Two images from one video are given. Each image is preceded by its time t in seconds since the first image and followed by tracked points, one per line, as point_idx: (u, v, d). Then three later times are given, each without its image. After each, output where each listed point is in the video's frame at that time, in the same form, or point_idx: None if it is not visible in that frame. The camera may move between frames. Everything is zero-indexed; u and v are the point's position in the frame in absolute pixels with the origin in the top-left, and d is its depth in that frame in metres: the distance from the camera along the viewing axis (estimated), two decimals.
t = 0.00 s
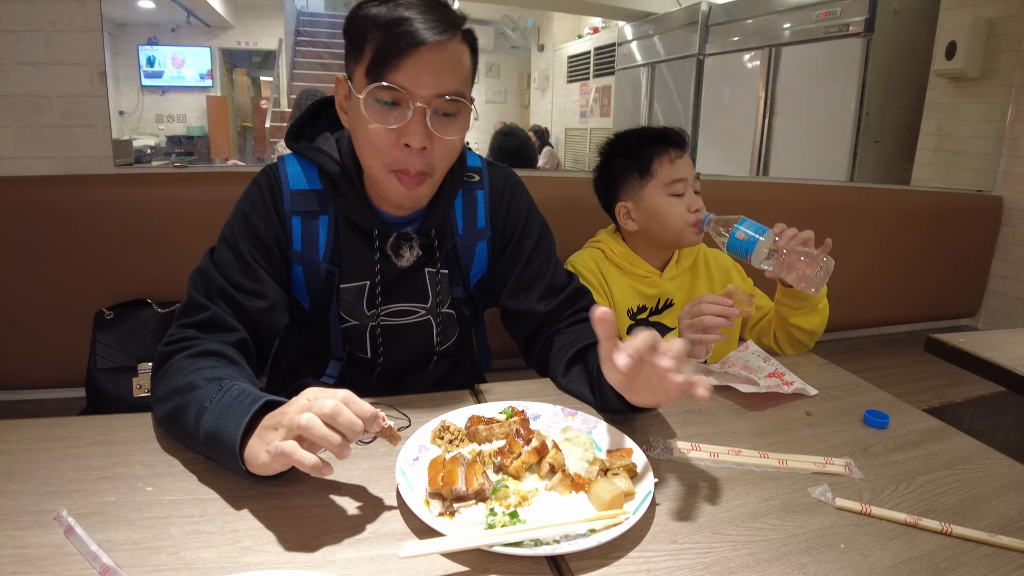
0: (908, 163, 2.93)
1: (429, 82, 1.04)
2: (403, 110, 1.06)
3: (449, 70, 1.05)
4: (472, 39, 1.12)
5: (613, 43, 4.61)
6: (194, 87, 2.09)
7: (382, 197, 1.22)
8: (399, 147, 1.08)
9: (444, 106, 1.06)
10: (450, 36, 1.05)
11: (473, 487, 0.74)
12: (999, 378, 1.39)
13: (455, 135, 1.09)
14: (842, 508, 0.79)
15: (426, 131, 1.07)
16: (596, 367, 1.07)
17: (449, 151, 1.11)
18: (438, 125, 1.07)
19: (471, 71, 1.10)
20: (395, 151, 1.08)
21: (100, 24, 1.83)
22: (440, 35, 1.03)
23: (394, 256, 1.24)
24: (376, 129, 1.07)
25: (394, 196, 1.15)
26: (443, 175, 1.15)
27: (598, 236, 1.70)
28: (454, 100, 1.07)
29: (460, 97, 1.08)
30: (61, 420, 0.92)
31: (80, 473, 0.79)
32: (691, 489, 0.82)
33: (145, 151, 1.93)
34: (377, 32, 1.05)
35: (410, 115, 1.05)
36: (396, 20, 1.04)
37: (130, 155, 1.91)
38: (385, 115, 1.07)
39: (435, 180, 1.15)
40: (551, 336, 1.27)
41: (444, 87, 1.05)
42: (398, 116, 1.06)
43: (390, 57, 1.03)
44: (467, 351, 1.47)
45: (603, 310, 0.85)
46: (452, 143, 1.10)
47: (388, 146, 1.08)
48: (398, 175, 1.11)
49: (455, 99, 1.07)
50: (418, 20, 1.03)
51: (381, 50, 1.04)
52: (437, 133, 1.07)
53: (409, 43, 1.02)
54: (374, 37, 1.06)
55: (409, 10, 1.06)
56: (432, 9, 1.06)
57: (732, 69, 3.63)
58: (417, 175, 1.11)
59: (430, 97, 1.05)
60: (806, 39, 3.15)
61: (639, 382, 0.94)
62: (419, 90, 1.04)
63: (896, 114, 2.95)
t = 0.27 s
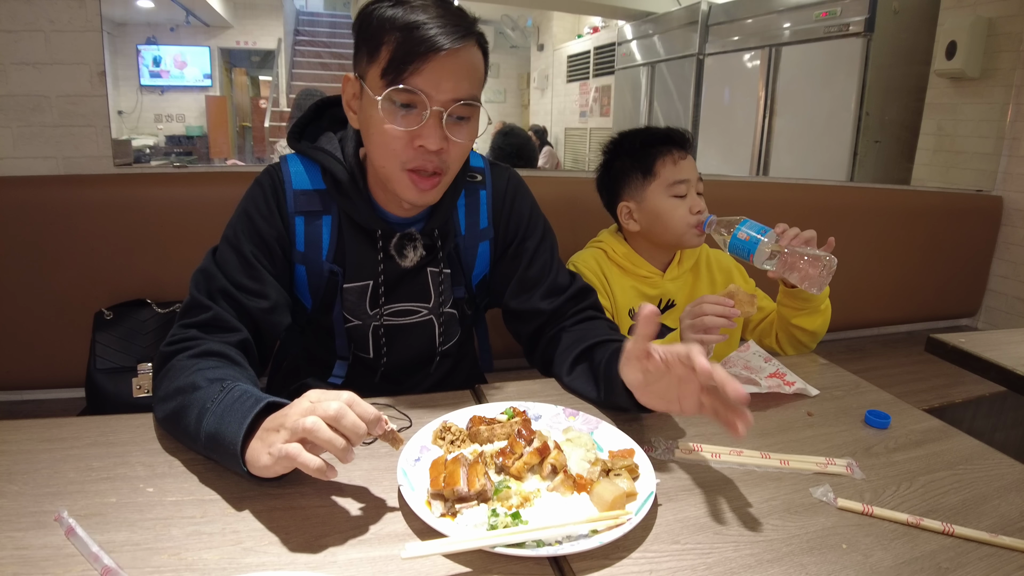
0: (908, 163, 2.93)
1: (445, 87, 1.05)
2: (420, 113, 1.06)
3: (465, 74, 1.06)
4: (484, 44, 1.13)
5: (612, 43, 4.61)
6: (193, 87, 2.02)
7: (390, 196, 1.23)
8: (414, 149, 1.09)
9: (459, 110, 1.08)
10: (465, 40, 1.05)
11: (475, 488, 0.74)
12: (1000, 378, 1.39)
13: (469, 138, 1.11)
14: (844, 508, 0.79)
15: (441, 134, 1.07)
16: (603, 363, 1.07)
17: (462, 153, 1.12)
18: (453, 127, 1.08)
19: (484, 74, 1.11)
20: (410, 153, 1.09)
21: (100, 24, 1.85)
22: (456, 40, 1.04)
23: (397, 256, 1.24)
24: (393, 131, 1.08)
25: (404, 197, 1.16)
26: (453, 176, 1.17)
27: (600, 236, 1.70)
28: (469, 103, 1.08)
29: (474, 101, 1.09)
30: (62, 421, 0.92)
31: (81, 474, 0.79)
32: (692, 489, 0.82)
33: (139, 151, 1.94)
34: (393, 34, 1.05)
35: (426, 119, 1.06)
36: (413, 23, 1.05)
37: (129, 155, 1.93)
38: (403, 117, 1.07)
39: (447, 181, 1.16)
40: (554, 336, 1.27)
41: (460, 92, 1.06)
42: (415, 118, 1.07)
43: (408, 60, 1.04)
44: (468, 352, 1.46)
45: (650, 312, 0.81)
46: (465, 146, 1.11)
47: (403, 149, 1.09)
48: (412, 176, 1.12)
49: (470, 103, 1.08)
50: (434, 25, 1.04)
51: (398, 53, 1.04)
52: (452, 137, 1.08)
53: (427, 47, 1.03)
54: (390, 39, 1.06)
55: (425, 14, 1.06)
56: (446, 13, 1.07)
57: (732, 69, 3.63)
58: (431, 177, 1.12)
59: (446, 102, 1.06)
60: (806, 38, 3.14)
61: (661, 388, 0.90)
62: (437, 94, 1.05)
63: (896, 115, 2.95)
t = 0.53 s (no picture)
0: (908, 163, 2.93)
1: (457, 83, 1.05)
2: (431, 110, 1.07)
3: (475, 73, 1.07)
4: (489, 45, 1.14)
5: (612, 43, 4.61)
6: (192, 86, 2.02)
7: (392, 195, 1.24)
8: (426, 147, 1.09)
9: (469, 108, 1.08)
10: (473, 40, 1.07)
11: (473, 487, 0.74)
12: (999, 378, 1.39)
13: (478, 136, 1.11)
14: (842, 508, 0.79)
15: (452, 131, 1.08)
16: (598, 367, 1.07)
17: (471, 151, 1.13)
18: (463, 125, 1.09)
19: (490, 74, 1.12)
20: (421, 150, 1.09)
21: (99, 24, 1.84)
22: (466, 39, 1.05)
23: (397, 255, 1.24)
24: (404, 129, 1.08)
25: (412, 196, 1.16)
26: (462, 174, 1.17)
27: (599, 236, 1.70)
28: (478, 101, 1.09)
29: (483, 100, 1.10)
30: (61, 421, 0.92)
31: (80, 474, 0.79)
32: (691, 489, 0.82)
33: (139, 151, 1.93)
34: (403, 33, 1.06)
35: (437, 116, 1.07)
36: (423, 22, 1.05)
37: (129, 155, 1.93)
38: (414, 115, 1.07)
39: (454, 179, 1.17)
40: (553, 335, 1.26)
41: (471, 90, 1.07)
42: (427, 116, 1.07)
43: (420, 58, 1.04)
44: (467, 352, 1.46)
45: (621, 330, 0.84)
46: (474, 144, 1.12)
47: (414, 147, 1.09)
48: (422, 175, 1.12)
49: (479, 101, 1.09)
50: (444, 25, 1.05)
51: (409, 51, 1.05)
52: (462, 133, 1.09)
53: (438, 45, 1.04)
54: (401, 38, 1.06)
55: (433, 14, 1.07)
56: (453, 13, 1.08)
57: (731, 69, 3.63)
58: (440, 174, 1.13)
59: (457, 99, 1.06)
60: (805, 38, 3.14)
61: (650, 395, 0.93)
62: (449, 91, 1.06)
63: (895, 114, 2.95)
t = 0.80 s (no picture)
0: (907, 163, 2.93)
1: (465, 85, 1.07)
2: (439, 111, 1.08)
3: (482, 75, 1.08)
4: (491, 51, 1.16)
5: (611, 43, 4.61)
6: (191, 86, 2.03)
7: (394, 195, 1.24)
8: (432, 147, 1.09)
9: (475, 110, 1.10)
10: (480, 43, 1.08)
11: (471, 488, 0.75)
12: (997, 378, 1.39)
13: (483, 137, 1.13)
14: (840, 507, 0.80)
15: (459, 131, 1.09)
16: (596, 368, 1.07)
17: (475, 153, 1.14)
18: (469, 126, 1.10)
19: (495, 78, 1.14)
20: (427, 150, 1.10)
21: (98, 23, 1.84)
22: (472, 42, 1.07)
23: (396, 253, 1.24)
24: (412, 128, 1.08)
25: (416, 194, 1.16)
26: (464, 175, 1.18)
27: (598, 237, 1.71)
28: (483, 103, 1.10)
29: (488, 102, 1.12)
30: (60, 421, 0.92)
31: (79, 474, 0.79)
32: (689, 488, 0.82)
33: (139, 151, 1.93)
34: (412, 35, 1.07)
35: (445, 117, 1.08)
36: (431, 24, 1.07)
37: (128, 155, 1.93)
38: (421, 115, 1.08)
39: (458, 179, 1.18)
40: (549, 336, 1.27)
41: (478, 92, 1.08)
42: (433, 116, 1.08)
43: (429, 59, 1.05)
44: (466, 352, 1.46)
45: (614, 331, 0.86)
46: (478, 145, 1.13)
47: (420, 146, 1.09)
48: (427, 173, 1.12)
49: (485, 103, 1.10)
50: (452, 27, 1.06)
51: (418, 52, 1.05)
52: (468, 135, 1.10)
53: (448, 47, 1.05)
54: (409, 39, 1.07)
55: (441, 17, 1.08)
56: (460, 17, 1.09)
57: (731, 68, 3.63)
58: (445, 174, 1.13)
59: (464, 101, 1.08)
60: (805, 38, 3.14)
61: (646, 391, 0.94)
62: (457, 93, 1.07)
63: (895, 114, 2.95)
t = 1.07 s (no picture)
0: (906, 163, 2.94)
1: (479, 88, 1.07)
2: (451, 111, 1.08)
3: (497, 80, 1.09)
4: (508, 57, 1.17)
5: (610, 42, 4.61)
6: (189, 87, 2.03)
7: (403, 191, 1.25)
8: (441, 146, 1.10)
9: (487, 113, 1.10)
10: (496, 50, 1.09)
11: (469, 487, 0.75)
12: (996, 377, 1.39)
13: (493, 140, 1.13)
14: (838, 507, 0.80)
15: (470, 133, 1.09)
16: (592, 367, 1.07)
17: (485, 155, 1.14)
18: (481, 128, 1.10)
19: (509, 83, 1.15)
20: (437, 149, 1.10)
21: (96, 23, 1.84)
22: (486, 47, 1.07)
23: (406, 250, 1.26)
24: (423, 126, 1.09)
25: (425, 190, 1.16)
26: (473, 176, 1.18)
27: (596, 238, 1.71)
28: (496, 107, 1.11)
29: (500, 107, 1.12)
30: (58, 422, 0.92)
31: (78, 474, 0.79)
32: (686, 488, 0.82)
33: (139, 151, 1.92)
34: (430, 36, 1.08)
35: (456, 117, 1.08)
36: (450, 27, 1.08)
37: (127, 155, 1.92)
38: (433, 114, 1.09)
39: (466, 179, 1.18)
40: (547, 336, 1.27)
41: (492, 96, 1.09)
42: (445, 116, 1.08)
43: (445, 60, 1.06)
44: (465, 351, 1.46)
45: (612, 319, 0.87)
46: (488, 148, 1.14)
47: (431, 144, 1.10)
48: (436, 171, 1.13)
49: (497, 107, 1.11)
50: (466, 30, 1.07)
51: (436, 52, 1.06)
52: (478, 137, 1.10)
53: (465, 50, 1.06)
54: (427, 40, 1.08)
55: (459, 21, 1.09)
56: (478, 22, 1.10)
57: (730, 68, 3.63)
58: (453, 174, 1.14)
59: (477, 103, 1.08)
60: (804, 37, 3.14)
61: (644, 386, 0.94)
62: (470, 94, 1.07)
63: (893, 114, 2.95)
